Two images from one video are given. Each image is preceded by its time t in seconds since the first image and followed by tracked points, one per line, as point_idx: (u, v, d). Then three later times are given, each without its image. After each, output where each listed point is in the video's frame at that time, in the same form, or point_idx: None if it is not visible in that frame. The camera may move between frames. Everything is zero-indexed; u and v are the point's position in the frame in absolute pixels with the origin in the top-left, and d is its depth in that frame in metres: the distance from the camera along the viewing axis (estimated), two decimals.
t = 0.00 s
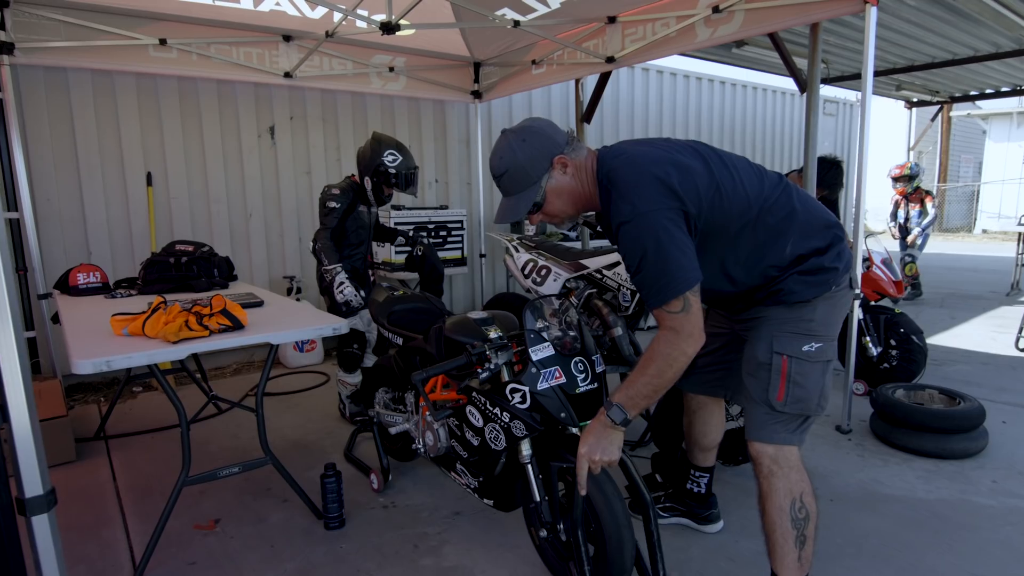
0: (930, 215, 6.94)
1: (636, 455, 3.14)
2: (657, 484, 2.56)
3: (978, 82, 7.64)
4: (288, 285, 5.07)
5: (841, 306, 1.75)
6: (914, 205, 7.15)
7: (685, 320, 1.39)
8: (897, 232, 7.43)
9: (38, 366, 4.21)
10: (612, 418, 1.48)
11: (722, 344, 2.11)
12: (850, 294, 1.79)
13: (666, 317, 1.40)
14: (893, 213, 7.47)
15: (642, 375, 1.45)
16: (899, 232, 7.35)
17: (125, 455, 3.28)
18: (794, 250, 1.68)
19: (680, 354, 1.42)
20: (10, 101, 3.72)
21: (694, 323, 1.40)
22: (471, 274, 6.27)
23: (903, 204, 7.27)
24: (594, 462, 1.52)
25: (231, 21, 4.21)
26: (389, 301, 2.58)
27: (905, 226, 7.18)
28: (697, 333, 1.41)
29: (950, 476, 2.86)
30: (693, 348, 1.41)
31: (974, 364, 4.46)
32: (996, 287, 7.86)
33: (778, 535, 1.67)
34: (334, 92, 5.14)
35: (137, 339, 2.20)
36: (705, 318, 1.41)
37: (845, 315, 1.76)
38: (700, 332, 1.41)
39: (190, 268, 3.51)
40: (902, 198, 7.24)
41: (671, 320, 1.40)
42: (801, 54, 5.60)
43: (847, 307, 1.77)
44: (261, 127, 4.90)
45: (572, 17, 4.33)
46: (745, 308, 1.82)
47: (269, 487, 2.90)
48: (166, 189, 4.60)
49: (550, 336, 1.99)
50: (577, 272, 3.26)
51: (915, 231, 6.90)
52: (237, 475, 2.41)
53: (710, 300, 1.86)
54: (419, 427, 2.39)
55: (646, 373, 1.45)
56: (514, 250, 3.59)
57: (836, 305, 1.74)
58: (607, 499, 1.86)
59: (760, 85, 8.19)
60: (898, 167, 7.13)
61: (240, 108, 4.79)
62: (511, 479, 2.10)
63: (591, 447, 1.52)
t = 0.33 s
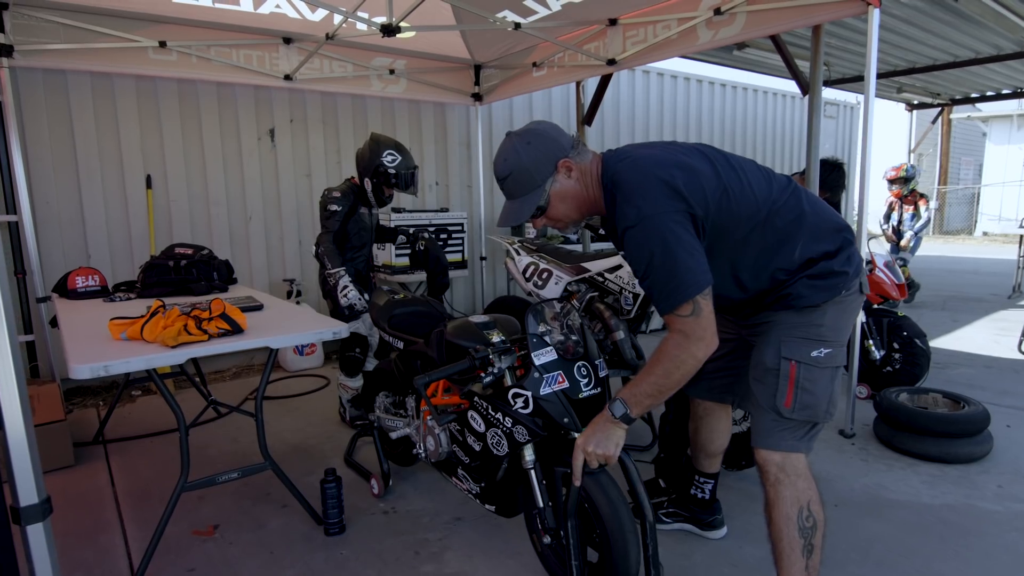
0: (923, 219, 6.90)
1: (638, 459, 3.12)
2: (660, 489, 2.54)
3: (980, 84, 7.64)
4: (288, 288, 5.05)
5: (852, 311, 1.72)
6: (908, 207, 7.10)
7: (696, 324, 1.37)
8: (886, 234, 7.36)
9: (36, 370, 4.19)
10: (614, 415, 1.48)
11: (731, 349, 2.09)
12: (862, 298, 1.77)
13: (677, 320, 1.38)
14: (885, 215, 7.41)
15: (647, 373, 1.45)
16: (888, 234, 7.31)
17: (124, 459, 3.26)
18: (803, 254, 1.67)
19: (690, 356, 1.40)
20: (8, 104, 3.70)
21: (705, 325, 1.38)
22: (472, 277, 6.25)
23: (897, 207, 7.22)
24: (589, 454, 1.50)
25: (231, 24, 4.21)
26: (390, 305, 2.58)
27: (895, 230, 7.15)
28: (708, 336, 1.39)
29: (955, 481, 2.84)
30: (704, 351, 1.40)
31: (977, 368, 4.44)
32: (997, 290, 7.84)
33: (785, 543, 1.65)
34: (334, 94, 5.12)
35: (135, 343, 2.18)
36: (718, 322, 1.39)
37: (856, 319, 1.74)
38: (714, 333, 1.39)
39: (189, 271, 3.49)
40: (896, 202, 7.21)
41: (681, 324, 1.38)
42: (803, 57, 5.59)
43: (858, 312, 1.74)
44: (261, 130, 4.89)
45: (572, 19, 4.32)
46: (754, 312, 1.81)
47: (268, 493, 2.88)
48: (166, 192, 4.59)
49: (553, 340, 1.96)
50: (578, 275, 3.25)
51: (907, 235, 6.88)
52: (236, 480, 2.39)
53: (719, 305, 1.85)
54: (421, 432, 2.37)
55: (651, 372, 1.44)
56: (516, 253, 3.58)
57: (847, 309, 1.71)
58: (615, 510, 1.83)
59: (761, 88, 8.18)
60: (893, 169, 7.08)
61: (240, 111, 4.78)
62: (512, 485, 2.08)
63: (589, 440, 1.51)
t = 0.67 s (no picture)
0: (916, 216, 6.89)
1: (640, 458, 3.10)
2: (662, 489, 2.52)
3: (981, 82, 7.61)
4: (287, 287, 5.03)
5: (863, 311, 1.70)
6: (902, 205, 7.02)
7: (693, 329, 1.35)
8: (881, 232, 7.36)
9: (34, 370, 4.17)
10: (603, 415, 1.48)
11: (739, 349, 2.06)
12: (873, 298, 1.75)
13: (673, 323, 1.37)
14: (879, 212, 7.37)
15: (639, 375, 1.45)
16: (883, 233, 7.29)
17: (122, 460, 3.25)
18: (813, 253, 1.65)
19: (685, 362, 1.39)
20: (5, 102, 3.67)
21: (701, 331, 1.36)
22: (471, 276, 6.23)
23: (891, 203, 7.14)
24: (571, 451, 1.50)
25: (230, 22, 4.19)
26: (390, 305, 2.55)
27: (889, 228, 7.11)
28: (704, 343, 1.37)
29: (958, 480, 2.82)
30: (698, 359, 1.38)
31: (979, 366, 4.43)
32: (998, 288, 7.82)
33: (790, 545, 1.63)
34: (333, 93, 5.10)
35: (133, 343, 2.16)
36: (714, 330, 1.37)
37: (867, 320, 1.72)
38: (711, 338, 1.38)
39: (187, 270, 3.45)
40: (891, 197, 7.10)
41: (679, 329, 1.37)
42: (804, 54, 5.56)
43: (868, 312, 1.72)
44: (260, 128, 4.86)
45: (573, 17, 4.30)
46: (763, 312, 1.79)
47: (268, 493, 2.86)
48: (165, 191, 4.57)
49: (554, 340, 1.93)
50: (580, 274, 3.23)
51: (900, 232, 6.83)
52: (235, 481, 2.37)
53: (726, 305, 1.83)
54: (421, 432, 2.35)
55: (644, 375, 1.44)
56: (516, 252, 3.55)
57: (857, 309, 1.69)
58: (616, 510, 1.80)
59: (761, 86, 8.16)
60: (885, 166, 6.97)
61: (238, 109, 4.76)
62: (513, 485, 2.06)
63: (574, 437, 1.50)
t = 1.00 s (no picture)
0: (909, 214, 6.84)
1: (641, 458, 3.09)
2: (664, 488, 2.51)
3: (982, 80, 7.60)
4: (286, 285, 5.01)
5: (874, 311, 1.68)
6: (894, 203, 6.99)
7: (676, 339, 1.35)
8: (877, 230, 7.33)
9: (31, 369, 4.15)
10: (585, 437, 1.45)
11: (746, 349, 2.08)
12: (883, 299, 1.72)
13: (656, 331, 1.37)
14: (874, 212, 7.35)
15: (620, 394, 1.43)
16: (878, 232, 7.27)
17: (120, 459, 3.23)
18: (822, 254, 1.63)
19: (665, 376, 1.37)
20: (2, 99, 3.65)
21: (683, 344, 1.36)
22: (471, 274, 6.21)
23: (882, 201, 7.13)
24: (551, 471, 1.46)
25: (229, 19, 4.16)
26: (389, 303, 2.52)
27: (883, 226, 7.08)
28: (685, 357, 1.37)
29: (960, 479, 2.81)
30: (679, 376, 1.38)
31: (980, 365, 4.42)
32: (999, 286, 7.82)
33: (794, 547, 1.62)
34: (332, 90, 5.07)
35: (131, 342, 2.14)
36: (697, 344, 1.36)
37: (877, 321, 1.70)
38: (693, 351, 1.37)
39: (185, 269, 3.43)
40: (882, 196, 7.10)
41: (661, 337, 1.36)
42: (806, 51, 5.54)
43: (880, 313, 1.70)
44: (259, 126, 4.84)
45: (573, 14, 4.28)
46: (771, 312, 1.77)
47: (267, 493, 2.84)
48: (163, 189, 4.54)
49: (556, 339, 1.92)
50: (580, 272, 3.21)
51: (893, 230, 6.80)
52: (234, 481, 2.35)
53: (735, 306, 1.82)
54: (421, 432, 2.34)
55: (626, 394, 1.42)
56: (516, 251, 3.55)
57: (868, 309, 1.67)
58: (618, 506, 1.82)
59: (761, 84, 8.14)
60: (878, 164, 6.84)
61: (236, 107, 4.73)
62: (515, 485, 2.05)
63: (555, 457, 1.48)
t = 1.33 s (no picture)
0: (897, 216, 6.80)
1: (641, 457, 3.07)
2: (666, 488, 2.50)
3: (981, 78, 7.59)
4: (284, 285, 4.99)
5: (884, 313, 1.66)
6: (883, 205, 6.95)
7: (644, 353, 1.34)
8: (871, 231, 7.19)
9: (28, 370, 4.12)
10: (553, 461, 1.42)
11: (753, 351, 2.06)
12: (894, 300, 1.71)
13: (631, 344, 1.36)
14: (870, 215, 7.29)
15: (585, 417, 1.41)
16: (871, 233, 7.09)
17: (118, 460, 3.21)
18: (828, 257, 1.63)
19: (632, 393, 1.36)
20: None
21: (653, 359, 1.35)
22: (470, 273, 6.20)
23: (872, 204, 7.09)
24: (518, 499, 1.40)
25: (226, 17, 4.14)
26: (389, 303, 2.50)
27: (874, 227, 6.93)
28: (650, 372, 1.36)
29: (963, 479, 2.80)
30: (646, 393, 1.36)
31: (980, 363, 4.41)
32: (999, 284, 7.81)
33: (799, 550, 1.61)
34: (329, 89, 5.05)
35: (128, 343, 2.12)
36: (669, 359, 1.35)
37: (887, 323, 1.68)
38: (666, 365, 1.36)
39: (183, 269, 3.41)
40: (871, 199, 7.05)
41: (631, 348, 1.36)
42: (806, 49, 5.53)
43: (889, 315, 1.69)
44: (256, 125, 4.81)
45: (572, 12, 4.27)
46: (779, 314, 1.77)
47: (266, 495, 2.83)
48: (160, 189, 4.52)
49: (557, 339, 1.89)
50: (580, 271, 3.19)
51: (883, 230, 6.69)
52: (233, 483, 2.33)
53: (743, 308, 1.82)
54: (421, 433, 2.32)
55: (592, 413, 1.39)
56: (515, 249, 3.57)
57: (879, 311, 1.65)
58: (620, 508, 1.80)
59: (760, 82, 8.12)
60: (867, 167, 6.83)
61: (233, 105, 4.70)
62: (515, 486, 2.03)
63: (522, 484, 1.42)
